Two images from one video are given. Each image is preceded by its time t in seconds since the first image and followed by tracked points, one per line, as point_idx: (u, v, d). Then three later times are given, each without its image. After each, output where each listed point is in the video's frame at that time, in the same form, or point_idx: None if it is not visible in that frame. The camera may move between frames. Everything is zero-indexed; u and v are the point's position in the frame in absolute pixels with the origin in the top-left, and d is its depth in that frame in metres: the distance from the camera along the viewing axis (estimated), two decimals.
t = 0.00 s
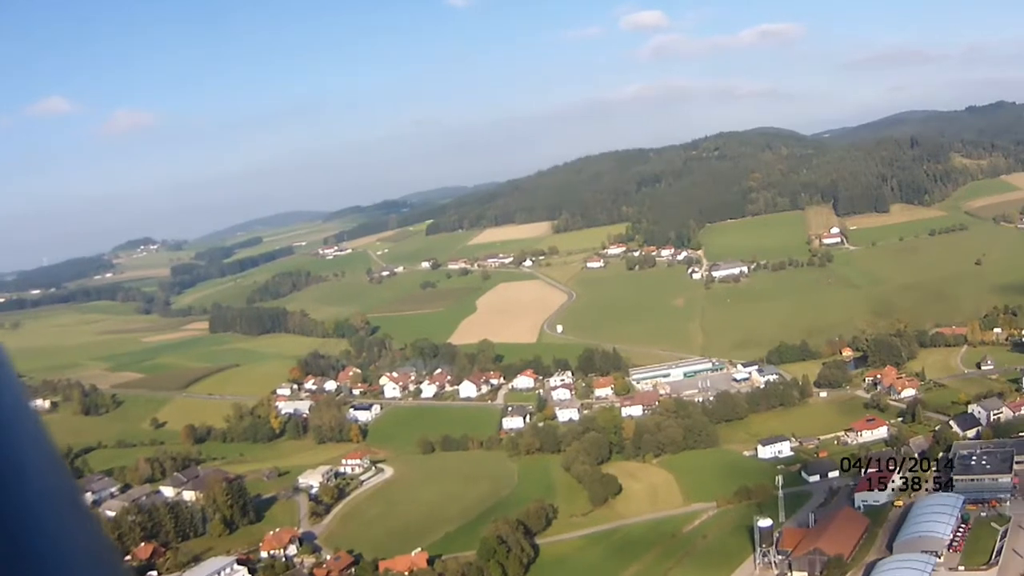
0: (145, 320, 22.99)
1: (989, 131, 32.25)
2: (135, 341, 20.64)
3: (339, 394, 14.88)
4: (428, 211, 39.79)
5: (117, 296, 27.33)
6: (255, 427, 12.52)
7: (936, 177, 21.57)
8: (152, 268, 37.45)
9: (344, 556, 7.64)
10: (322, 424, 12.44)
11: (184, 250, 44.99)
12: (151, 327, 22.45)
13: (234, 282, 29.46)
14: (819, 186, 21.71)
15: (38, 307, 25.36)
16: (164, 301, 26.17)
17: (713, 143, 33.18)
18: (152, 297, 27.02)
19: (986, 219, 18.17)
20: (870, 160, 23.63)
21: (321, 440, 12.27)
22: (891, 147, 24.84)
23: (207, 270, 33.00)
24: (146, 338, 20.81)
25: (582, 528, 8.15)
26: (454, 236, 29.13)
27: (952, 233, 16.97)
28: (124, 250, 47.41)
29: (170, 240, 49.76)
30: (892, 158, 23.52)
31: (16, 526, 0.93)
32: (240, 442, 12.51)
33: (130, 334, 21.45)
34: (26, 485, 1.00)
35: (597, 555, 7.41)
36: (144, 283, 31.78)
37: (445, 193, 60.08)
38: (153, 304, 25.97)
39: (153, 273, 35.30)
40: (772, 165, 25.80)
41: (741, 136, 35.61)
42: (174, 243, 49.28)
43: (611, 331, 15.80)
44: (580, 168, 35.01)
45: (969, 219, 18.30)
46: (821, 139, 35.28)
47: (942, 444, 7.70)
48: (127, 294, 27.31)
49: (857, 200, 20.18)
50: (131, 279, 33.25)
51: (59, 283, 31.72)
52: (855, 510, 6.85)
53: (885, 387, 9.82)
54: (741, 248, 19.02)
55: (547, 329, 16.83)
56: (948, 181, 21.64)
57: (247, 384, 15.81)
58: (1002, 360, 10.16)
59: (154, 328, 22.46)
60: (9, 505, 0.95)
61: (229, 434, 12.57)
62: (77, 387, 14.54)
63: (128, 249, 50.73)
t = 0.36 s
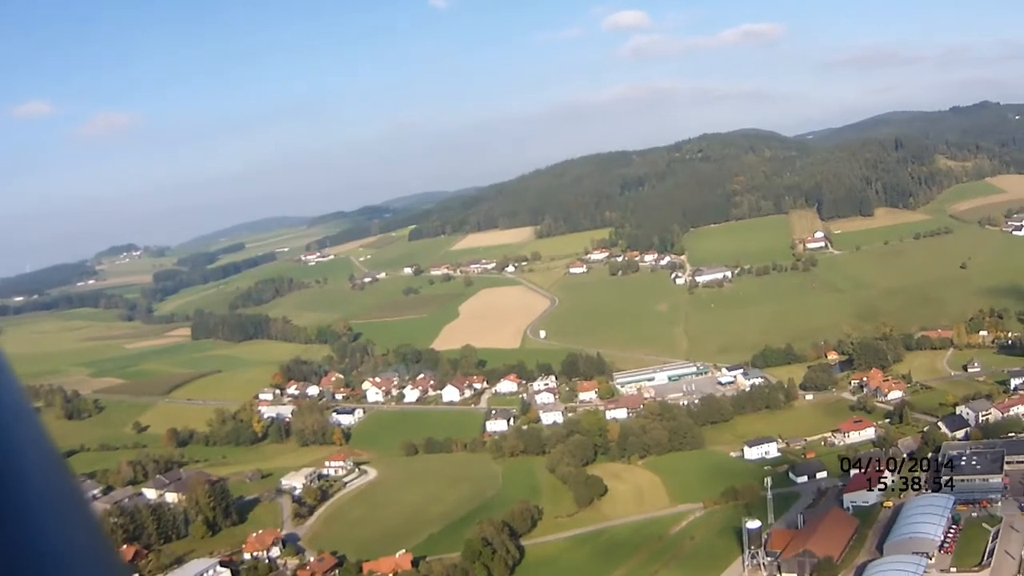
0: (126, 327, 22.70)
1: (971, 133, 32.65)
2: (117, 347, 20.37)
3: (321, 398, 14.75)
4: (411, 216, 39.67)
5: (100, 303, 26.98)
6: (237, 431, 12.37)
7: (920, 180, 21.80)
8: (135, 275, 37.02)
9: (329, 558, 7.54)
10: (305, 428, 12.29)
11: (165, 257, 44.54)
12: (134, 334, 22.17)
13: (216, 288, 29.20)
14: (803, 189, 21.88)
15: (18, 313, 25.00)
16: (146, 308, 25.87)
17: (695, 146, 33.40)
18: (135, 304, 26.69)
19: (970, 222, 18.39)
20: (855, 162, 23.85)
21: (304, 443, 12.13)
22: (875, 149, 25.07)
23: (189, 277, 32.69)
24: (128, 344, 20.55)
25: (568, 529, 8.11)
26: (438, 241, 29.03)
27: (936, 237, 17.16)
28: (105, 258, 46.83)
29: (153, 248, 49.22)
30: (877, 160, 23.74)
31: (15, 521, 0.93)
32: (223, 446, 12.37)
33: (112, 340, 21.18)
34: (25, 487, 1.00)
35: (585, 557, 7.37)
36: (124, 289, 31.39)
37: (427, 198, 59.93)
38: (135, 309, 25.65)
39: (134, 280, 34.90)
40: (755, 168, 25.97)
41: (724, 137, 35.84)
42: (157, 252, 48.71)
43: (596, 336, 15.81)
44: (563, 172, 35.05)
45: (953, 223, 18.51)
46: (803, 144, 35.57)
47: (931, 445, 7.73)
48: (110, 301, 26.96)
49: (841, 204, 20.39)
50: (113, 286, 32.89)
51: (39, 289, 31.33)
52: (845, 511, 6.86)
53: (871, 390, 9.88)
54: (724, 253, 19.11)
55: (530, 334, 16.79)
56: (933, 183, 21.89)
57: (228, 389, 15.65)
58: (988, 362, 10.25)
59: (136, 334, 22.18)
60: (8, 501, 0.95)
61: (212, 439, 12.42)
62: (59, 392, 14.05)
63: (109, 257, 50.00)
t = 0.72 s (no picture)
0: (112, 323, 22.43)
1: (960, 135, 32.82)
2: (104, 343, 20.14)
3: (307, 396, 14.59)
4: (398, 214, 39.48)
5: (86, 297, 26.67)
6: (223, 429, 12.21)
7: (909, 180, 21.86)
8: (121, 270, 36.69)
9: (314, 560, 7.41)
10: (291, 426, 12.13)
11: (153, 252, 44.14)
12: (120, 329, 21.91)
13: (203, 284, 28.94)
14: (791, 187, 21.89)
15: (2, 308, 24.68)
16: (133, 304, 25.62)
17: (684, 147, 33.44)
18: (121, 299, 26.42)
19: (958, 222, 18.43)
20: (844, 162, 23.91)
21: (290, 442, 11.97)
22: (864, 149, 25.12)
23: (176, 272, 32.40)
24: (114, 340, 20.32)
25: (557, 531, 8.00)
26: (425, 238, 28.86)
27: (925, 236, 17.21)
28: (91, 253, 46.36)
29: (141, 244, 48.85)
30: (866, 161, 23.82)
31: (15, 522, 0.88)
32: (208, 444, 12.20)
33: (99, 336, 20.94)
34: (25, 489, 0.94)
35: (573, 558, 7.28)
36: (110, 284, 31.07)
37: (414, 195, 59.70)
38: (122, 305, 25.37)
39: (121, 275, 34.56)
40: (743, 167, 25.99)
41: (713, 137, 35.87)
42: (144, 247, 48.31)
43: (584, 334, 15.74)
44: (552, 171, 34.99)
45: (942, 222, 18.55)
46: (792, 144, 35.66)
47: (921, 447, 7.63)
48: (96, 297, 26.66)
49: (830, 203, 20.42)
50: (99, 281, 32.57)
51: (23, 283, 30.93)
52: (836, 513, 6.80)
53: (861, 390, 9.84)
54: (712, 252, 19.08)
55: (518, 332, 16.69)
56: (922, 184, 21.97)
57: (213, 386, 15.45)
58: (978, 363, 10.23)
59: (122, 331, 21.92)
60: (9, 504, 0.89)
61: (197, 437, 12.25)
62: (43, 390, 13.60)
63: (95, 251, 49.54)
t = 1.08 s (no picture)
0: (103, 322, 22.22)
1: (954, 134, 32.86)
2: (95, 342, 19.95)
3: (299, 396, 14.47)
4: (390, 212, 39.30)
5: (78, 296, 26.43)
6: (214, 430, 12.09)
7: (903, 179, 21.85)
8: (113, 268, 36.40)
9: (305, 566, 7.30)
10: (283, 427, 12.02)
11: (145, 250, 43.87)
12: (111, 328, 21.71)
13: (195, 282, 28.72)
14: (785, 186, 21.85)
15: None
16: (125, 302, 25.40)
17: (676, 146, 33.38)
18: (113, 298, 26.21)
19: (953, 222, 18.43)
20: (838, 162, 23.91)
21: (281, 443, 11.86)
22: (857, 149, 25.11)
23: (167, 269, 32.16)
24: (106, 339, 20.13)
25: (550, 537, 7.92)
26: (416, 237, 28.71)
27: (920, 236, 17.22)
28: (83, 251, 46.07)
29: (133, 242, 48.60)
30: (860, 161, 23.84)
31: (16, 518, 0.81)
32: (199, 445, 12.08)
33: (89, 335, 20.72)
34: (23, 487, 0.87)
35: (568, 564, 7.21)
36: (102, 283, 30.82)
37: (407, 193, 59.50)
38: (113, 304, 25.16)
39: (113, 273, 34.30)
40: (736, 166, 25.96)
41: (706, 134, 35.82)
42: (137, 246, 48.02)
43: (577, 334, 15.67)
44: (544, 169, 34.87)
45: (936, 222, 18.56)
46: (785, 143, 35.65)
47: (920, 450, 7.62)
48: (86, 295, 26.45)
49: (824, 202, 20.40)
50: (90, 279, 32.30)
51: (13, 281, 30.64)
52: (833, 519, 6.74)
53: (857, 391, 9.80)
54: (705, 251, 19.04)
55: (510, 331, 16.60)
56: (916, 183, 21.96)
57: (203, 386, 15.30)
58: (974, 364, 10.21)
59: (113, 330, 21.71)
60: (6, 499, 0.82)
61: (188, 438, 12.13)
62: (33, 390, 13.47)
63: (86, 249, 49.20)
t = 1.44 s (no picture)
0: (94, 322, 22.01)
1: (948, 137, 32.92)
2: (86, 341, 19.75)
3: (290, 396, 14.35)
4: (383, 212, 39.13)
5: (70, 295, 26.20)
6: (204, 429, 11.96)
7: (898, 182, 21.85)
8: (105, 267, 36.11)
9: (296, 563, 7.20)
10: (273, 426, 11.90)
11: (137, 250, 43.57)
12: (101, 328, 21.51)
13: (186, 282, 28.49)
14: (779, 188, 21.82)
15: None
16: (116, 301, 25.17)
17: (670, 146, 33.30)
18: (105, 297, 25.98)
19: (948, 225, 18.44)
20: (832, 163, 23.89)
21: (272, 443, 11.75)
22: (852, 150, 25.09)
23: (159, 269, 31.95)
24: (97, 339, 19.92)
25: (543, 536, 7.84)
26: (409, 238, 28.57)
27: (915, 238, 17.20)
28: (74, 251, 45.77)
29: (125, 241, 48.29)
30: (855, 161, 23.84)
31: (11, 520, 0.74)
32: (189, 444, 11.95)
33: (79, 334, 20.51)
34: (21, 485, 0.80)
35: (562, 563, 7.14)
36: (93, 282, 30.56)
37: (400, 193, 59.34)
38: (105, 304, 24.94)
39: (104, 273, 34.01)
40: (730, 167, 25.92)
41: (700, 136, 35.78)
42: (129, 245, 47.69)
43: (571, 336, 15.59)
44: (538, 169, 34.77)
45: (931, 224, 18.56)
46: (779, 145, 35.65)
47: (917, 453, 7.60)
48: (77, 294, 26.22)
49: (818, 204, 20.38)
50: (81, 279, 31.98)
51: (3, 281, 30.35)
52: (829, 520, 6.68)
53: (852, 395, 9.76)
54: (699, 253, 18.99)
55: (503, 333, 16.51)
56: (911, 185, 21.94)
57: (193, 386, 15.16)
58: (969, 368, 10.18)
59: (103, 329, 21.50)
60: (2, 499, 0.75)
61: (178, 437, 12.00)
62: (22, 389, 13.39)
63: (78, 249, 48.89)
